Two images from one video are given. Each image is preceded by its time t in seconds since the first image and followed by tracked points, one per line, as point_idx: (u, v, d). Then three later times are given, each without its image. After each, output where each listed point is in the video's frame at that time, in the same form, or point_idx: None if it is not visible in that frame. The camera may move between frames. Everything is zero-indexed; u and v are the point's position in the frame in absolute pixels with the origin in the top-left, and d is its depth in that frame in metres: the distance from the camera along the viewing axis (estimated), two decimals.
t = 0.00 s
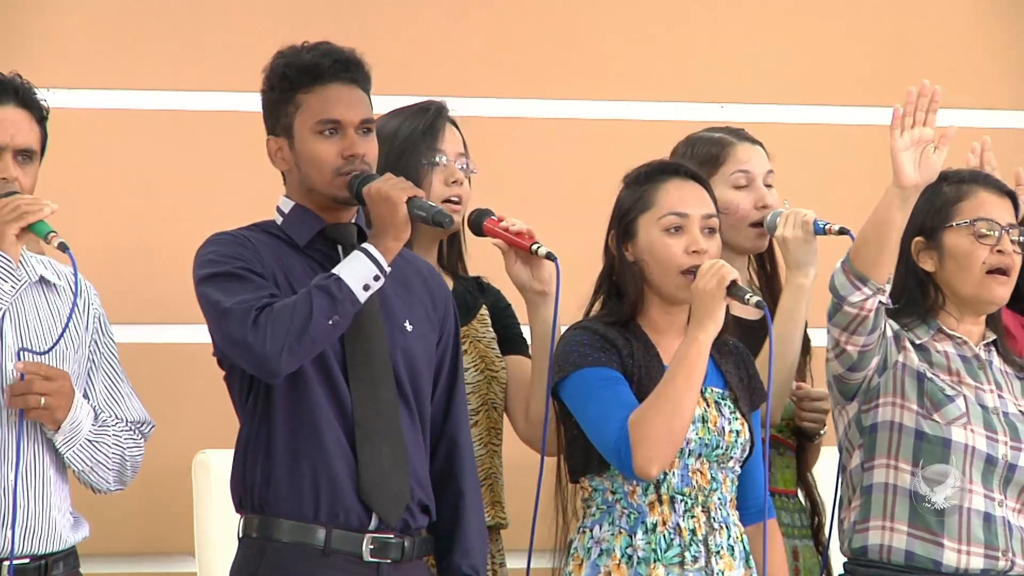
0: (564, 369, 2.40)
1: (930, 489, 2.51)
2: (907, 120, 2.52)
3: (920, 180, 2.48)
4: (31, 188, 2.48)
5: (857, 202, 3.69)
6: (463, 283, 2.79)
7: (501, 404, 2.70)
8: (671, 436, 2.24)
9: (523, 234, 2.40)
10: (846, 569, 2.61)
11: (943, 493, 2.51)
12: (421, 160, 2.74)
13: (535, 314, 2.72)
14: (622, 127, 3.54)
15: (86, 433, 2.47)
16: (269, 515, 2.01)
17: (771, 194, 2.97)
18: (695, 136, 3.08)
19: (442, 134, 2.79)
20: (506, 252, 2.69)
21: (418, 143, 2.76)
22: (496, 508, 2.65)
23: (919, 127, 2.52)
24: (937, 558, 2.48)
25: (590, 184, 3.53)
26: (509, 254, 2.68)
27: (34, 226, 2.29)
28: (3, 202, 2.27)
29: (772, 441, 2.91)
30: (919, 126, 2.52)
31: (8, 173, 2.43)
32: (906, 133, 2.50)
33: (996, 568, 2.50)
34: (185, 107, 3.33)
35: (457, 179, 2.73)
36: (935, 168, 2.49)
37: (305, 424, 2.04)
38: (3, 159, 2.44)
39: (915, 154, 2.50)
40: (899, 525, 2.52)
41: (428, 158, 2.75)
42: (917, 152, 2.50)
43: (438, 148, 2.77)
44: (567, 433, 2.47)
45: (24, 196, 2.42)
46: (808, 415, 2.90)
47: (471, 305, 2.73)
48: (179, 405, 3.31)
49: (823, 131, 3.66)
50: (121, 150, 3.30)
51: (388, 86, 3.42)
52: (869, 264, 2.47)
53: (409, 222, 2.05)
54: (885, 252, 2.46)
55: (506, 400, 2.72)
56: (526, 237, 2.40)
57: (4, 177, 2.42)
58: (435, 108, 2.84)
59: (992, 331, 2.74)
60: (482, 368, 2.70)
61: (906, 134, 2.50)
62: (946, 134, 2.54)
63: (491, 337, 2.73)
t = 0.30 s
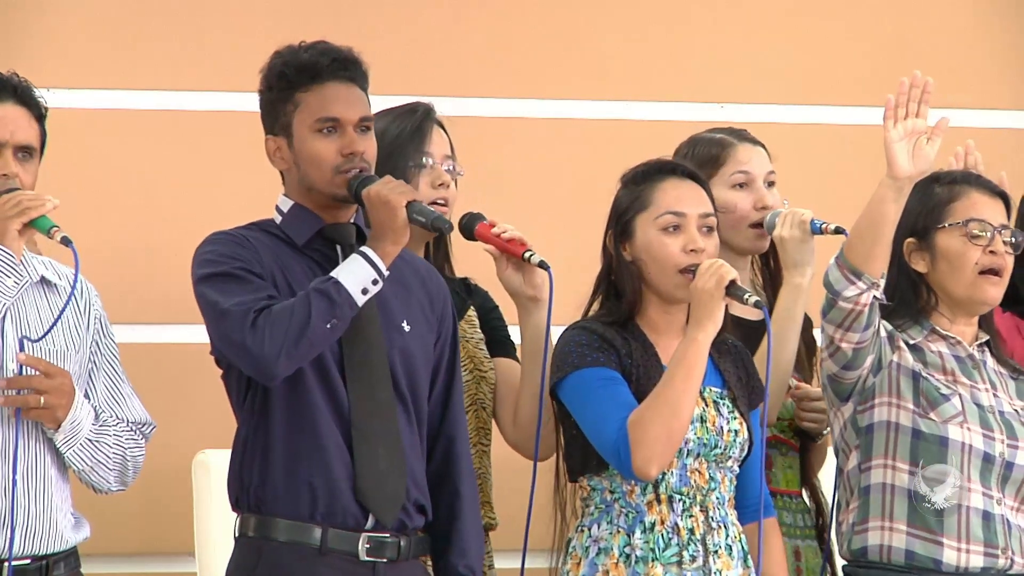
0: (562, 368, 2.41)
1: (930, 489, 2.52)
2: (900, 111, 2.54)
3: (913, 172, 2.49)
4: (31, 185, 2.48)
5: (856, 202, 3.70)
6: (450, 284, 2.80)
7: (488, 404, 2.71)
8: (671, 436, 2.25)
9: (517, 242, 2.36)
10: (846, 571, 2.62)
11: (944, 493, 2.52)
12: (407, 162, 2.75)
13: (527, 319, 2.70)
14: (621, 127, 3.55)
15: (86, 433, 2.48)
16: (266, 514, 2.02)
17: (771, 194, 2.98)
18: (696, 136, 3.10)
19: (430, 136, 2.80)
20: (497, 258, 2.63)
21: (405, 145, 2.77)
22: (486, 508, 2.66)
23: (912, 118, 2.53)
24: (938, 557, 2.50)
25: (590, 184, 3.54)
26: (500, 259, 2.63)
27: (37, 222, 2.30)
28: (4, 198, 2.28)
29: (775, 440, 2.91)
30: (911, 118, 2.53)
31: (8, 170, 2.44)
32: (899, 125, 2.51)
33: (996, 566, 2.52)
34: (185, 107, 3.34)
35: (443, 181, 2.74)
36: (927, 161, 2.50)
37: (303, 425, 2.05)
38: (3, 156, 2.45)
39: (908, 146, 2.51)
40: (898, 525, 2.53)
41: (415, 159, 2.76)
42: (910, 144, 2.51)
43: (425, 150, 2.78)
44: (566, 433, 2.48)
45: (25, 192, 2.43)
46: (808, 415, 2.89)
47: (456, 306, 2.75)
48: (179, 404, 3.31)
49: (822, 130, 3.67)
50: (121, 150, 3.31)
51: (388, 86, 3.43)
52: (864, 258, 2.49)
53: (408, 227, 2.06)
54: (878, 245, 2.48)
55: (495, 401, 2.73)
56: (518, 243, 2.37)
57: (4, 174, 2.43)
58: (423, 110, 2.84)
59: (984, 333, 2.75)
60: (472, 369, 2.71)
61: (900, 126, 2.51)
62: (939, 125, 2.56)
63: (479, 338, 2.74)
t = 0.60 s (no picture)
0: (559, 368, 2.41)
1: (930, 489, 2.52)
2: (892, 111, 2.56)
3: (906, 171, 2.50)
4: (30, 184, 2.48)
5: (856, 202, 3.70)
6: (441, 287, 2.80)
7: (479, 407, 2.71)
8: (670, 437, 2.25)
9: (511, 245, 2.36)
10: (842, 572, 2.62)
11: (943, 493, 2.52)
12: (399, 164, 2.75)
13: (519, 322, 2.67)
14: (621, 127, 3.55)
15: (85, 432, 2.48)
16: (260, 514, 2.02)
17: (768, 195, 2.98)
18: (693, 137, 3.10)
19: (421, 139, 2.80)
20: (491, 259, 2.63)
21: (395, 149, 2.77)
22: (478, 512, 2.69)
23: (906, 117, 2.55)
24: (934, 557, 2.49)
25: (589, 184, 3.54)
26: (495, 261, 2.63)
27: (38, 220, 2.29)
28: (5, 196, 2.27)
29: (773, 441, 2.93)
30: (904, 117, 2.55)
31: (8, 169, 2.44)
32: (891, 125, 2.53)
33: (992, 566, 2.52)
34: (185, 107, 3.34)
35: (434, 184, 2.75)
36: (921, 161, 2.52)
37: (298, 427, 2.05)
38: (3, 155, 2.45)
39: (902, 145, 2.52)
40: (895, 525, 2.53)
41: (406, 162, 2.76)
42: (904, 143, 2.53)
43: (417, 153, 2.77)
44: (565, 432, 2.48)
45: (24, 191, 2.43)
46: (806, 416, 2.89)
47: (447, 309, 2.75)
48: (178, 404, 3.31)
49: (822, 130, 3.67)
50: (120, 150, 3.30)
51: (388, 86, 3.43)
52: (858, 258, 2.49)
53: (403, 235, 2.05)
54: (873, 245, 2.48)
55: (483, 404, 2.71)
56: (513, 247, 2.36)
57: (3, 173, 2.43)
58: (414, 113, 2.84)
59: (980, 332, 2.75)
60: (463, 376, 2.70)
61: (893, 125, 2.53)
62: (933, 125, 2.55)
63: (469, 343, 2.74)
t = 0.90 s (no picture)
0: (556, 369, 2.41)
1: (930, 489, 2.52)
2: (892, 111, 2.56)
3: (905, 170, 2.50)
4: (27, 184, 2.48)
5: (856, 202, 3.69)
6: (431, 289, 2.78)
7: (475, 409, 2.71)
8: (667, 438, 2.25)
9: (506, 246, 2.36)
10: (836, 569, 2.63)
11: (943, 493, 2.52)
12: (394, 165, 2.75)
13: (514, 325, 2.67)
14: (622, 127, 3.55)
15: (85, 431, 2.49)
16: (257, 514, 2.03)
17: (765, 195, 2.98)
18: (690, 137, 3.10)
19: (415, 140, 2.80)
20: (485, 262, 2.60)
21: (390, 150, 2.77)
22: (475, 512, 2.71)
23: (905, 117, 2.55)
24: (927, 557, 2.50)
25: (590, 183, 3.54)
26: (489, 263, 2.60)
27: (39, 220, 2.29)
28: (6, 196, 2.27)
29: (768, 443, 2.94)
30: (903, 118, 2.55)
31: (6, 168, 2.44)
32: (891, 125, 2.53)
33: (985, 567, 2.52)
34: (185, 107, 3.34)
35: (428, 185, 2.76)
36: (920, 161, 2.50)
37: (295, 428, 2.04)
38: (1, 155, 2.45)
39: (901, 145, 2.52)
40: (889, 525, 2.53)
41: (401, 163, 2.76)
42: (902, 143, 2.53)
43: (411, 154, 2.78)
44: (563, 432, 2.48)
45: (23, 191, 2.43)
46: (800, 415, 2.90)
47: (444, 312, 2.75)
48: (177, 404, 3.31)
49: (822, 130, 3.67)
50: (120, 150, 3.31)
51: (388, 86, 3.43)
52: (856, 257, 2.49)
53: (402, 238, 2.05)
54: (871, 244, 2.47)
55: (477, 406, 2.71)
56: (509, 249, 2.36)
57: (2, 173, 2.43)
58: (408, 114, 2.83)
59: (977, 330, 2.75)
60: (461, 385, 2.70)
61: (891, 126, 2.53)
62: (932, 127, 2.55)
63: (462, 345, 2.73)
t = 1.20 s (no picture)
0: (556, 369, 2.41)
1: (929, 489, 2.52)
2: (898, 126, 2.50)
3: (909, 185, 2.45)
4: (24, 184, 2.49)
5: (856, 201, 3.70)
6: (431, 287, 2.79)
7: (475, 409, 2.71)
8: (667, 439, 2.25)
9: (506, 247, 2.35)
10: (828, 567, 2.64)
11: (942, 493, 2.52)
12: (393, 164, 2.75)
13: (513, 323, 2.67)
14: (622, 127, 3.55)
15: (82, 432, 2.49)
16: (255, 514, 2.03)
17: (757, 195, 2.98)
18: (683, 137, 3.10)
19: (413, 139, 2.80)
20: (484, 262, 2.60)
21: (389, 150, 2.77)
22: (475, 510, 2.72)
23: (910, 133, 2.50)
24: (918, 559, 2.50)
25: (589, 183, 3.54)
26: (488, 263, 2.59)
27: (38, 220, 2.28)
28: (4, 196, 2.27)
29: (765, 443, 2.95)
30: (908, 133, 2.49)
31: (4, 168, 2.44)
32: (895, 140, 2.48)
33: (977, 570, 2.52)
34: (186, 107, 3.34)
35: (428, 184, 2.77)
36: (925, 175, 2.46)
37: (295, 428, 2.04)
38: None
39: (904, 160, 2.47)
40: (881, 525, 2.54)
41: (400, 161, 2.76)
42: (907, 158, 2.48)
43: (411, 152, 2.78)
44: (561, 432, 2.48)
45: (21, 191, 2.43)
46: (792, 414, 2.89)
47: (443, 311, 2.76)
48: (177, 404, 3.31)
49: (822, 130, 3.67)
50: (120, 150, 3.31)
51: (388, 86, 3.43)
52: (858, 269, 2.48)
53: (405, 239, 2.05)
54: (873, 254, 2.47)
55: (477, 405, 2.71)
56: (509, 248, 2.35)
57: None
58: (406, 113, 2.83)
59: (981, 330, 2.75)
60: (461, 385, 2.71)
61: (896, 141, 2.48)
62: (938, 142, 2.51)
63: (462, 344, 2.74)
